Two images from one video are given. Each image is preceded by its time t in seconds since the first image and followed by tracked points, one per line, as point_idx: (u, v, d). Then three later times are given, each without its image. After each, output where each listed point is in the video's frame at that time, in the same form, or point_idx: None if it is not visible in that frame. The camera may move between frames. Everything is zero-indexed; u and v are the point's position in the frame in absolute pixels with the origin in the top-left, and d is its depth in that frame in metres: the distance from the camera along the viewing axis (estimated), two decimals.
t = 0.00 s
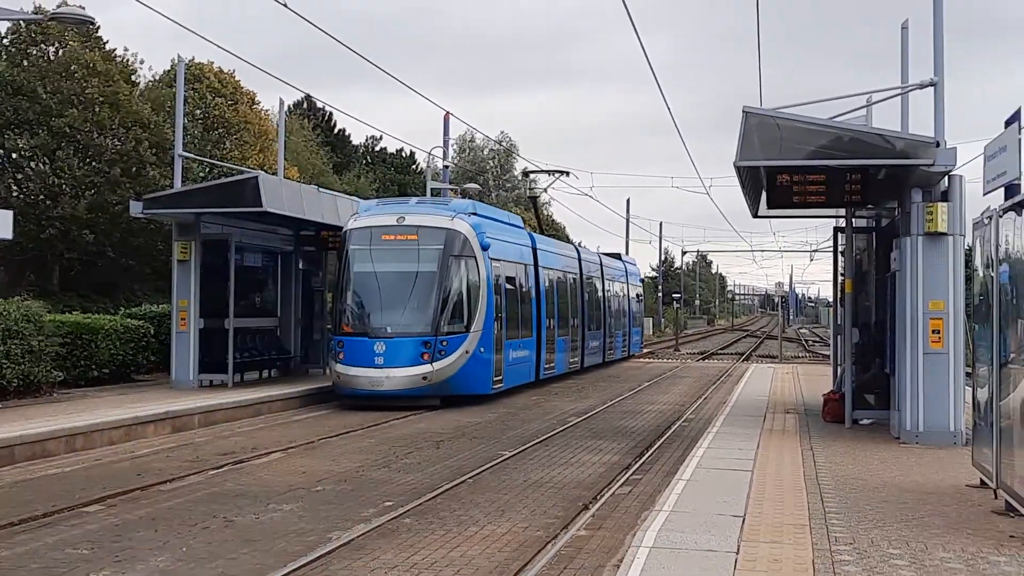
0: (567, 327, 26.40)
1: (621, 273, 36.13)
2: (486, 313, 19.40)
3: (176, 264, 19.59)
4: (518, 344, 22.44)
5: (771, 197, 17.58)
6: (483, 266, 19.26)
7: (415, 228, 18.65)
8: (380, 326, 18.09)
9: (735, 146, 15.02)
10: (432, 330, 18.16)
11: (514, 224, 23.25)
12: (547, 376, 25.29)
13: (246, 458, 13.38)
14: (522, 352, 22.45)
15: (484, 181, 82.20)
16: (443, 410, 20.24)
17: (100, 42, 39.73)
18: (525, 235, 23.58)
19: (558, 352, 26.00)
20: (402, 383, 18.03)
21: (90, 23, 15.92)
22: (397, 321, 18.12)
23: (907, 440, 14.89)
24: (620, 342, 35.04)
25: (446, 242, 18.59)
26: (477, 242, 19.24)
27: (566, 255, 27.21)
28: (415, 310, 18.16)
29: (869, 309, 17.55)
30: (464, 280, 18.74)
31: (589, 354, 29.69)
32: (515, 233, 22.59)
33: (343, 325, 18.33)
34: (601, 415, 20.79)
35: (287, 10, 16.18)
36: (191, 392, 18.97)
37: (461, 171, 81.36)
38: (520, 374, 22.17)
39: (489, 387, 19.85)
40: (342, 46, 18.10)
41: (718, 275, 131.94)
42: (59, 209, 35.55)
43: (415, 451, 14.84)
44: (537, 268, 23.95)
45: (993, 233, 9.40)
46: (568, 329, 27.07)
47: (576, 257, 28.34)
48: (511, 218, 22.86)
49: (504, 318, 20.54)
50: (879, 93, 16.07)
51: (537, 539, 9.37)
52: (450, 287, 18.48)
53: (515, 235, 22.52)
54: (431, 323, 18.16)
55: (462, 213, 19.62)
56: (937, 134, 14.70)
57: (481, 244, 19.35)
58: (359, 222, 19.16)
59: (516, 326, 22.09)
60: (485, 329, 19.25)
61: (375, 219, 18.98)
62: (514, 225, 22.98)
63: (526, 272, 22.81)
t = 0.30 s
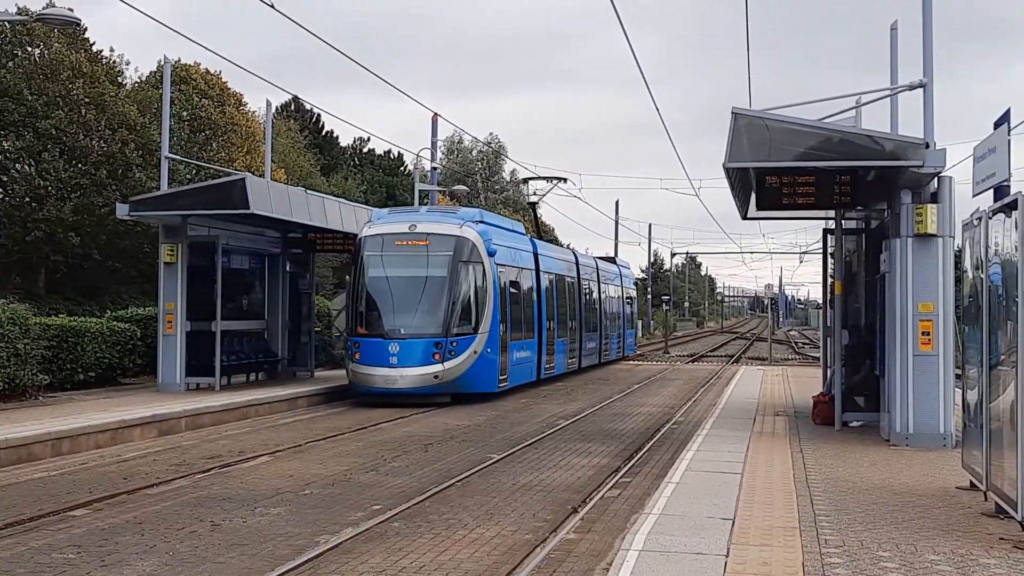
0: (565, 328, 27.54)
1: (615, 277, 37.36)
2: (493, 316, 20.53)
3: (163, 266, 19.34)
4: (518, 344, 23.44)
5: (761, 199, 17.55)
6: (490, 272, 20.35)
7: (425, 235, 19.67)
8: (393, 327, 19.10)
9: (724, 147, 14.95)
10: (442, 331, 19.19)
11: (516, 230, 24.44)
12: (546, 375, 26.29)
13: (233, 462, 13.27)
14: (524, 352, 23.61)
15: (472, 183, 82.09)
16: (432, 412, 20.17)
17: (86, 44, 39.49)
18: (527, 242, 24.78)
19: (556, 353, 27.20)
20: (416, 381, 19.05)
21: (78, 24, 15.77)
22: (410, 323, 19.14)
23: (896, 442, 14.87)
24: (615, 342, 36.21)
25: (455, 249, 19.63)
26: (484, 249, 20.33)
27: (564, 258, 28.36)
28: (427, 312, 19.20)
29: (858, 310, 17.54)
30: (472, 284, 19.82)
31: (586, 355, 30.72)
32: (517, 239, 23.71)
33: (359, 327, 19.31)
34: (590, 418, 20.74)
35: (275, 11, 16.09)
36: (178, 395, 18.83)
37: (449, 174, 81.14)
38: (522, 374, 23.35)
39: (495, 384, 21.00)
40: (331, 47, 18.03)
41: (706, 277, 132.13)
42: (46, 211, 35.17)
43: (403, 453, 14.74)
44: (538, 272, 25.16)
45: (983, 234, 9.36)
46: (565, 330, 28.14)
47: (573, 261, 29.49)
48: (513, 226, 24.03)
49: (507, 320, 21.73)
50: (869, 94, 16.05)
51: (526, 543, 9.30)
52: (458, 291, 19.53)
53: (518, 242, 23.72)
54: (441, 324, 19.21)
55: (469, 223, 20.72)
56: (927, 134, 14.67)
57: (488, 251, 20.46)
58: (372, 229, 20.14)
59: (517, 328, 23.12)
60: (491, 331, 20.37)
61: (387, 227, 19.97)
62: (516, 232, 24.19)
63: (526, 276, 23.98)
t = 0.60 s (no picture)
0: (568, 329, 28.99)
1: (614, 282, 38.82)
2: (502, 318, 22.05)
3: (155, 269, 19.35)
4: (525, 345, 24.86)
5: (754, 201, 17.58)
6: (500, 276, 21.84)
7: (440, 242, 21.16)
8: (409, 329, 20.70)
9: (718, 148, 14.96)
10: (455, 333, 20.77)
11: (522, 235, 25.90)
12: (549, 374, 27.68)
13: (227, 464, 13.23)
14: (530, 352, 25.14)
15: (466, 186, 82.08)
16: (425, 414, 20.16)
17: (78, 46, 39.42)
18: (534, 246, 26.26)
19: (560, 352, 28.64)
20: (431, 379, 20.64)
21: (70, 27, 15.70)
22: (425, 325, 20.73)
23: (889, 443, 14.91)
24: (614, 344, 37.72)
25: (467, 255, 21.13)
26: (495, 255, 21.82)
27: (567, 266, 29.85)
28: (441, 315, 20.77)
29: (851, 312, 17.59)
30: (484, 288, 21.34)
31: (587, 356, 32.19)
32: (523, 245, 25.09)
33: (379, 328, 20.91)
34: (584, 420, 20.71)
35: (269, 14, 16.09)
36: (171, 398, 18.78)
37: (442, 176, 81.12)
38: (529, 372, 24.88)
39: (505, 382, 22.58)
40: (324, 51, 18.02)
41: (699, 278, 132.22)
42: (38, 214, 35.01)
43: (397, 456, 14.71)
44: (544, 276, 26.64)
45: (975, 236, 9.39)
46: (569, 333, 29.66)
47: (575, 268, 30.97)
48: (520, 232, 25.51)
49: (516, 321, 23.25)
50: (861, 96, 16.09)
51: (520, 545, 9.30)
52: (470, 295, 21.07)
53: (525, 247, 25.20)
54: (454, 327, 20.78)
55: (480, 229, 22.17)
56: (919, 137, 14.69)
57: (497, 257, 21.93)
58: (390, 237, 21.64)
59: (524, 329, 24.56)
60: (501, 332, 21.92)
61: (404, 234, 21.47)
62: (523, 237, 25.67)
63: (533, 280, 25.47)
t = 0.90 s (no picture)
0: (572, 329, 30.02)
1: (616, 284, 40.08)
2: (514, 320, 23.24)
3: (150, 271, 19.17)
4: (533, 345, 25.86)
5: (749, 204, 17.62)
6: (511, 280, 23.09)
7: (455, 249, 22.43)
8: (426, 330, 21.88)
9: (713, 149, 14.98)
10: (469, 333, 21.94)
11: (530, 242, 27.18)
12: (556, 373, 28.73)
13: (222, 467, 13.21)
14: (538, 352, 26.28)
15: (461, 187, 82.08)
16: (420, 416, 20.16)
17: (73, 49, 39.40)
18: (541, 252, 27.52)
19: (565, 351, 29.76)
20: (447, 376, 21.87)
21: (64, 29, 15.69)
22: (442, 326, 21.90)
23: (884, 444, 14.93)
24: (614, 345, 38.69)
25: (481, 260, 22.38)
26: (506, 261, 23.09)
27: (572, 269, 31.04)
28: (456, 316, 21.95)
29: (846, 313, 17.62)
30: (497, 292, 22.57)
31: (590, 357, 33.20)
32: (531, 251, 26.31)
33: (399, 329, 22.12)
34: (579, 421, 20.72)
35: (265, 17, 16.10)
36: (167, 400, 18.74)
37: (436, 178, 81.12)
38: (537, 371, 26.01)
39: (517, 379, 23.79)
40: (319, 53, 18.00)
41: (693, 280, 132.25)
42: (34, 216, 34.96)
43: (393, 458, 14.70)
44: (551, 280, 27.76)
45: (970, 237, 9.39)
46: (573, 334, 30.71)
47: (579, 271, 32.15)
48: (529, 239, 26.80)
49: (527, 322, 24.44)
50: (856, 98, 16.11)
51: (516, 546, 9.30)
52: (484, 297, 22.28)
53: (534, 253, 26.42)
54: (469, 327, 21.96)
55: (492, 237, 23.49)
56: (914, 138, 14.71)
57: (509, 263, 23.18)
58: (408, 245, 22.92)
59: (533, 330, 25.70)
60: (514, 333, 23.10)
61: (421, 242, 22.75)
62: (531, 243, 26.96)
63: (542, 284, 26.67)
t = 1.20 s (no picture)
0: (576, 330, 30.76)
1: (619, 287, 41.81)
2: (525, 321, 24.39)
3: (147, 273, 19.12)
4: (542, 345, 27.18)
5: (746, 205, 17.61)
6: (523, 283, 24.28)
7: (470, 254, 23.57)
8: (444, 331, 23.02)
9: (709, 151, 14.93)
10: (485, 333, 23.10)
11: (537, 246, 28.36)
12: (563, 372, 29.60)
13: (218, 469, 13.20)
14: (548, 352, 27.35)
15: (457, 189, 82.03)
16: (417, 417, 20.16)
17: (68, 50, 39.34)
18: (548, 255, 28.70)
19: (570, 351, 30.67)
20: (464, 374, 22.99)
21: (60, 31, 15.65)
22: (458, 327, 23.04)
23: (882, 446, 14.92)
24: (618, 346, 40.31)
25: (494, 265, 23.55)
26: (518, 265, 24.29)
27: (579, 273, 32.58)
28: (473, 318, 23.10)
29: (842, 315, 17.64)
30: (510, 295, 23.76)
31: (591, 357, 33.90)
32: (540, 254, 27.49)
33: (417, 329, 23.24)
34: (577, 423, 20.71)
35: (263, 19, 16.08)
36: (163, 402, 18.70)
37: (432, 180, 81.08)
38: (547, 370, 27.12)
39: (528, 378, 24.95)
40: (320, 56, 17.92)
41: (690, 281, 132.40)
42: (30, 218, 34.91)
43: (389, 460, 14.65)
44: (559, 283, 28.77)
45: (967, 238, 9.39)
46: (580, 337, 32.21)
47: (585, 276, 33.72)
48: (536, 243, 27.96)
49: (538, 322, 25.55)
50: (853, 99, 16.13)
51: (513, 548, 9.28)
52: (498, 300, 23.44)
53: (542, 257, 27.58)
54: (484, 328, 23.12)
55: (504, 242, 24.65)
56: (910, 140, 14.73)
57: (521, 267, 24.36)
58: (425, 250, 24.02)
59: (543, 332, 26.78)
60: (525, 334, 24.26)
61: (437, 247, 23.87)
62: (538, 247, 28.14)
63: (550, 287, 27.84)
